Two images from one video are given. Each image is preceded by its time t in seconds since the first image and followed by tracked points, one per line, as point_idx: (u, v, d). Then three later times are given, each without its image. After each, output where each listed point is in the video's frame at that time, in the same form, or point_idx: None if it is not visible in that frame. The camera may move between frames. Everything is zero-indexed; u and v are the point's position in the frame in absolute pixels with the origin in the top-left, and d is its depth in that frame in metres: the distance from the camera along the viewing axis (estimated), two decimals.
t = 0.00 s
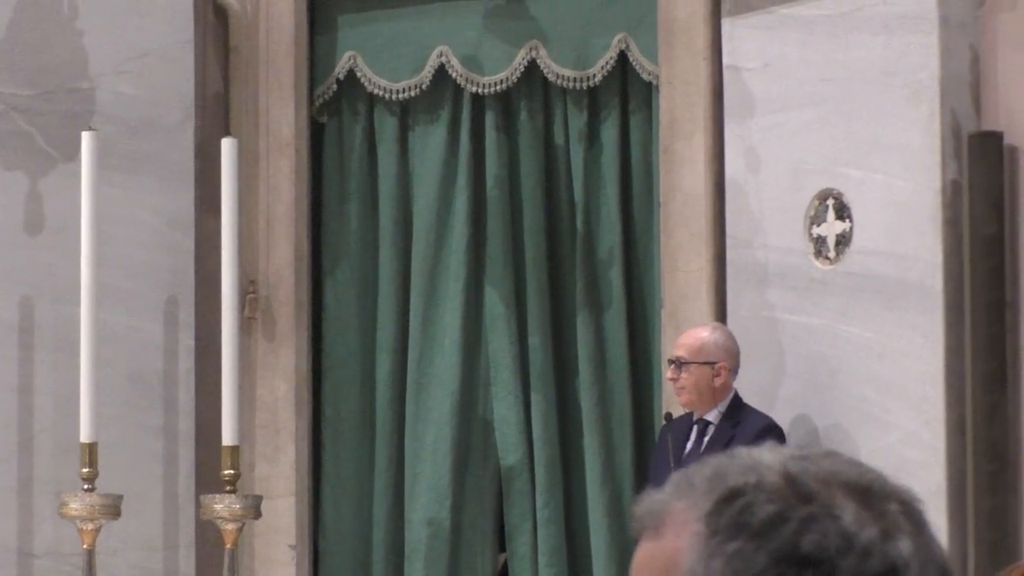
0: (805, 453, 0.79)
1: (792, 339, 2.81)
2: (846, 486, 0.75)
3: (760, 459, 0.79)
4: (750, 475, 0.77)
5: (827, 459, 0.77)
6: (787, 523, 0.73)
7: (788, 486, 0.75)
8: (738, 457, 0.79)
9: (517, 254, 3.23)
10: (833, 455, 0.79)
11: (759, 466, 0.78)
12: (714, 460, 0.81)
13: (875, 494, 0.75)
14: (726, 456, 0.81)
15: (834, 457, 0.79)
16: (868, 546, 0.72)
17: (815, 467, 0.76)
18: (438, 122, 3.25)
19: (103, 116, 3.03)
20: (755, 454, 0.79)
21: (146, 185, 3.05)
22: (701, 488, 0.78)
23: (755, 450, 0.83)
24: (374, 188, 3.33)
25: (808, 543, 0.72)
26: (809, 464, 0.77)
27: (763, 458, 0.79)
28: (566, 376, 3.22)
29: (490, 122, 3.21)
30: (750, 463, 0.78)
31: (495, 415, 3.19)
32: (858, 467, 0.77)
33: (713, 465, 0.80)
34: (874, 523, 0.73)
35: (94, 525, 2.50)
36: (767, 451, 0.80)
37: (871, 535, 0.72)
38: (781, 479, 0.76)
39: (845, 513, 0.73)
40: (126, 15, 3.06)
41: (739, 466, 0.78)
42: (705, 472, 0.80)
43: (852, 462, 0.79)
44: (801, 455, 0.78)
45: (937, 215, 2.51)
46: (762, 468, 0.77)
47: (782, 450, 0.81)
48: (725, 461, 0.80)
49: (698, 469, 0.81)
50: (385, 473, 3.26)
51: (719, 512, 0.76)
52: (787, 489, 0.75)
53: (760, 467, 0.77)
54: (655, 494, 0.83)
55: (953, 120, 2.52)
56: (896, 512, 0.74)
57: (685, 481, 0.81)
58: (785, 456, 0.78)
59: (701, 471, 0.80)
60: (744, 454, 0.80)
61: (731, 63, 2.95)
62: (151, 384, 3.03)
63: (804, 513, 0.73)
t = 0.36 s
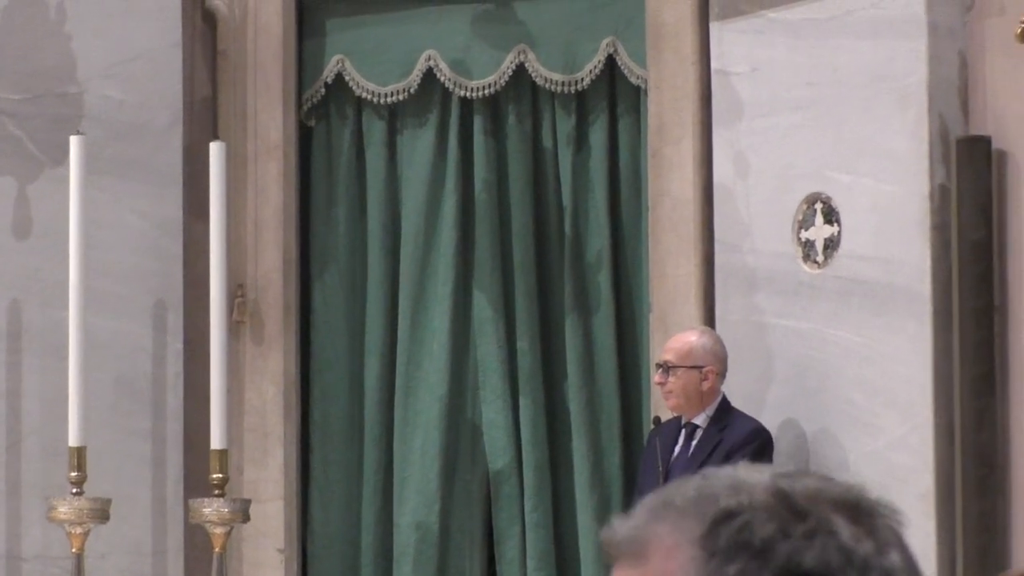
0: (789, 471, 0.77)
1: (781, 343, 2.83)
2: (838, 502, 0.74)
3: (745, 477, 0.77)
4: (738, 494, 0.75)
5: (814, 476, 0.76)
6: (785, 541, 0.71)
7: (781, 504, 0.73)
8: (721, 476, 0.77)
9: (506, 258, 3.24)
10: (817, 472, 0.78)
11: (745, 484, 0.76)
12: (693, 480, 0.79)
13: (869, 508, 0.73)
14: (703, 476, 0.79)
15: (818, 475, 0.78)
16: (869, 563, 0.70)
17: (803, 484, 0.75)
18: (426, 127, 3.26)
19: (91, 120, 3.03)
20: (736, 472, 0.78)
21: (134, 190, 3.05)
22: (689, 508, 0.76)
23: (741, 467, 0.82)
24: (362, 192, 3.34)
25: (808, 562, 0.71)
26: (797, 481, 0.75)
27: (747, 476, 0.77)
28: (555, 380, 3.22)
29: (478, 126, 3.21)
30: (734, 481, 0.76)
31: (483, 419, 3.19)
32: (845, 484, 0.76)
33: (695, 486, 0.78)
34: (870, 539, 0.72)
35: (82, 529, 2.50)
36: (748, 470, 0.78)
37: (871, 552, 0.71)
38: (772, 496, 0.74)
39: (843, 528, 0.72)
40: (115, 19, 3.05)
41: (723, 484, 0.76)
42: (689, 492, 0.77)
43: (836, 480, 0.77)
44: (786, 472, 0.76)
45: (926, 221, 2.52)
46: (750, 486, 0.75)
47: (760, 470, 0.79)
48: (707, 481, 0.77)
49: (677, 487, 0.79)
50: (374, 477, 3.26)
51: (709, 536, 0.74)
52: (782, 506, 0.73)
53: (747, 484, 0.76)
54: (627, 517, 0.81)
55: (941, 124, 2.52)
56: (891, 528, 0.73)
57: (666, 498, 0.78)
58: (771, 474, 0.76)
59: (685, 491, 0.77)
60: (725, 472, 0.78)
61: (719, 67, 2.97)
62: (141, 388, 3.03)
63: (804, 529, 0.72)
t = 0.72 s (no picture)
0: (777, 486, 0.81)
1: (775, 347, 2.84)
2: (827, 523, 0.77)
3: (735, 495, 0.80)
4: (728, 516, 0.78)
5: (802, 493, 0.80)
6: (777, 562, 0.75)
7: (773, 526, 0.77)
8: (712, 495, 0.81)
9: (500, 261, 3.24)
10: (803, 488, 0.81)
11: (734, 503, 0.79)
12: (681, 496, 0.82)
13: (855, 526, 0.77)
14: (689, 492, 0.82)
15: (803, 491, 0.81)
16: None
17: (793, 503, 0.78)
18: (421, 130, 3.26)
19: (86, 124, 3.03)
20: (724, 489, 0.81)
21: (129, 194, 3.05)
22: (679, 530, 0.79)
23: (731, 482, 0.84)
24: (356, 195, 3.34)
25: None
26: (785, 500, 0.79)
27: (736, 494, 0.80)
28: (550, 383, 3.22)
29: (472, 129, 3.21)
30: (724, 500, 0.79)
31: (478, 423, 3.19)
32: (831, 499, 0.79)
33: (683, 504, 0.80)
34: (859, 557, 0.76)
35: (77, 533, 2.49)
36: (735, 486, 0.82)
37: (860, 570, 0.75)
38: (763, 517, 0.77)
39: (833, 548, 0.76)
40: (109, 24, 3.06)
41: (713, 504, 0.79)
42: (679, 512, 0.80)
43: (821, 494, 0.81)
44: (774, 490, 0.80)
45: (920, 225, 2.51)
46: (741, 506, 0.79)
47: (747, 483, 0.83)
48: (695, 500, 0.81)
49: (666, 502, 0.81)
50: (369, 481, 3.26)
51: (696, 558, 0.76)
52: (774, 530, 0.77)
53: (735, 504, 0.79)
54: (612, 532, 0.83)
55: (935, 128, 2.52)
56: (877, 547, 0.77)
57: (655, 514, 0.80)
58: (760, 492, 0.80)
59: (674, 511, 0.80)
60: (715, 489, 0.81)
61: (714, 71, 2.97)
62: (135, 391, 3.03)
63: (795, 552, 0.75)
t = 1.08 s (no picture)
0: (804, 493, 0.85)
1: (770, 350, 2.84)
2: (851, 533, 0.81)
3: (764, 497, 0.84)
4: (755, 518, 0.82)
5: (824, 501, 0.84)
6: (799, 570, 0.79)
7: (795, 534, 0.81)
8: (734, 497, 0.84)
9: (495, 264, 3.24)
10: (824, 495, 0.85)
11: (763, 506, 0.83)
12: (706, 494, 0.86)
13: (878, 541, 0.81)
14: (719, 490, 0.86)
15: (830, 498, 0.85)
16: None
17: (820, 512, 0.82)
18: (416, 133, 3.26)
19: (80, 125, 3.03)
20: (754, 491, 0.85)
21: (124, 196, 3.05)
22: (704, 524, 0.83)
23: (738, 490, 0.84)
24: (351, 198, 3.34)
25: None
26: (813, 507, 0.82)
27: (765, 497, 0.84)
28: (544, 386, 3.22)
29: (467, 131, 3.21)
30: (751, 503, 0.83)
31: (472, 425, 3.19)
32: (853, 510, 0.83)
33: (711, 502, 0.84)
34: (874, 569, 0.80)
35: (72, 536, 2.49)
36: (762, 490, 0.86)
37: None
38: (788, 524, 0.81)
39: (852, 559, 0.80)
40: (104, 27, 3.06)
41: (741, 505, 0.83)
42: (705, 507, 0.84)
43: (841, 501, 0.85)
44: (803, 496, 0.84)
45: (915, 228, 2.52)
46: (766, 510, 0.83)
47: (775, 487, 0.86)
48: (724, 498, 0.84)
49: (695, 498, 0.85)
50: (363, 483, 3.26)
51: (723, 556, 0.80)
52: (797, 537, 0.81)
53: (763, 507, 0.83)
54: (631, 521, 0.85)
55: (930, 132, 2.52)
56: (896, 564, 0.81)
57: (681, 511, 0.84)
58: (786, 497, 0.84)
59: (702, 506, 0.84)
60: (745, 491, 0.85)
61: (709, 73, 2.97)
62: (129, 394, 3.03)
63: (816, 560, 0.80)
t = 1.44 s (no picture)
0: (734, 497, 0.76)
1: (767, 349, 2.84)
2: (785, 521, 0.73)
3: (697, 510, 0.75)
4: (685, 532, 0.73)
5: (760, 500, 0.75)
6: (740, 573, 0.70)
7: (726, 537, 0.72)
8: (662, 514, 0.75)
9: (492, 264, 3.24)
10: (766, 494, 0.77)
11: (697, 519, 0.74)
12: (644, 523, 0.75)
13: (814, 524, 0.74)
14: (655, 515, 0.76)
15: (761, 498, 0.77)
16: None
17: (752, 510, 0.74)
18: (412, 132, 3.26)
19: (77, 125, 3.03)
20: (688, 507, 0.75)
21: (121, 195, 3.06)
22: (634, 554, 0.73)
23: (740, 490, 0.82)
24: (348, 198, 3.34)
25: None
26: (746, 508, 0.74)
27: (692, 510, 0.75)
28: (541, 386, 3.22)
29: (463, 131, 3.21)
30: (686, 517, 0.74)
31: (469, 425, 3.19)
32: (787, 500, 0.75)
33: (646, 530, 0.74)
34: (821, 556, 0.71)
35: (68, 535, 2.49)
36: (695, 504, 0.76)
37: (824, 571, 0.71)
38: (718, 529, 0.72)
39: (792, 550, 0.71)
40: (100, 27, 3.06)
41: (676, 524, 0.74)
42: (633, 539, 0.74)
43: (786, 498, 0.76)
44: (732, 501, 0.75)
45: (911, 227, 2.52)
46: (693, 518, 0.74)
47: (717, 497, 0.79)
48: (661, 522, 0.74)
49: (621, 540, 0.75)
50: (360, 483, 3.26)
51: None
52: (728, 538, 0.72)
53: (697, 520, 0.74)
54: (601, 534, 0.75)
55: (927, 132, 2.52)
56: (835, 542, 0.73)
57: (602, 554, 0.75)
58: (716, 504, 0.75)
59: (630, 538, 0.74)
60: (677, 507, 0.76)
61: (706, 73, 2.97)
62: (126, 393, 3.03)
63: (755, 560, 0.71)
